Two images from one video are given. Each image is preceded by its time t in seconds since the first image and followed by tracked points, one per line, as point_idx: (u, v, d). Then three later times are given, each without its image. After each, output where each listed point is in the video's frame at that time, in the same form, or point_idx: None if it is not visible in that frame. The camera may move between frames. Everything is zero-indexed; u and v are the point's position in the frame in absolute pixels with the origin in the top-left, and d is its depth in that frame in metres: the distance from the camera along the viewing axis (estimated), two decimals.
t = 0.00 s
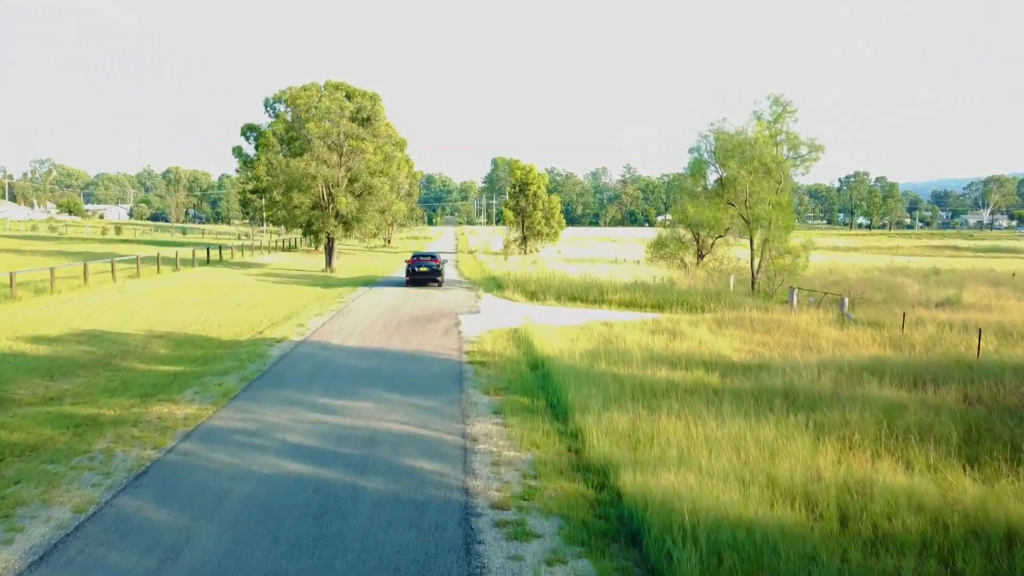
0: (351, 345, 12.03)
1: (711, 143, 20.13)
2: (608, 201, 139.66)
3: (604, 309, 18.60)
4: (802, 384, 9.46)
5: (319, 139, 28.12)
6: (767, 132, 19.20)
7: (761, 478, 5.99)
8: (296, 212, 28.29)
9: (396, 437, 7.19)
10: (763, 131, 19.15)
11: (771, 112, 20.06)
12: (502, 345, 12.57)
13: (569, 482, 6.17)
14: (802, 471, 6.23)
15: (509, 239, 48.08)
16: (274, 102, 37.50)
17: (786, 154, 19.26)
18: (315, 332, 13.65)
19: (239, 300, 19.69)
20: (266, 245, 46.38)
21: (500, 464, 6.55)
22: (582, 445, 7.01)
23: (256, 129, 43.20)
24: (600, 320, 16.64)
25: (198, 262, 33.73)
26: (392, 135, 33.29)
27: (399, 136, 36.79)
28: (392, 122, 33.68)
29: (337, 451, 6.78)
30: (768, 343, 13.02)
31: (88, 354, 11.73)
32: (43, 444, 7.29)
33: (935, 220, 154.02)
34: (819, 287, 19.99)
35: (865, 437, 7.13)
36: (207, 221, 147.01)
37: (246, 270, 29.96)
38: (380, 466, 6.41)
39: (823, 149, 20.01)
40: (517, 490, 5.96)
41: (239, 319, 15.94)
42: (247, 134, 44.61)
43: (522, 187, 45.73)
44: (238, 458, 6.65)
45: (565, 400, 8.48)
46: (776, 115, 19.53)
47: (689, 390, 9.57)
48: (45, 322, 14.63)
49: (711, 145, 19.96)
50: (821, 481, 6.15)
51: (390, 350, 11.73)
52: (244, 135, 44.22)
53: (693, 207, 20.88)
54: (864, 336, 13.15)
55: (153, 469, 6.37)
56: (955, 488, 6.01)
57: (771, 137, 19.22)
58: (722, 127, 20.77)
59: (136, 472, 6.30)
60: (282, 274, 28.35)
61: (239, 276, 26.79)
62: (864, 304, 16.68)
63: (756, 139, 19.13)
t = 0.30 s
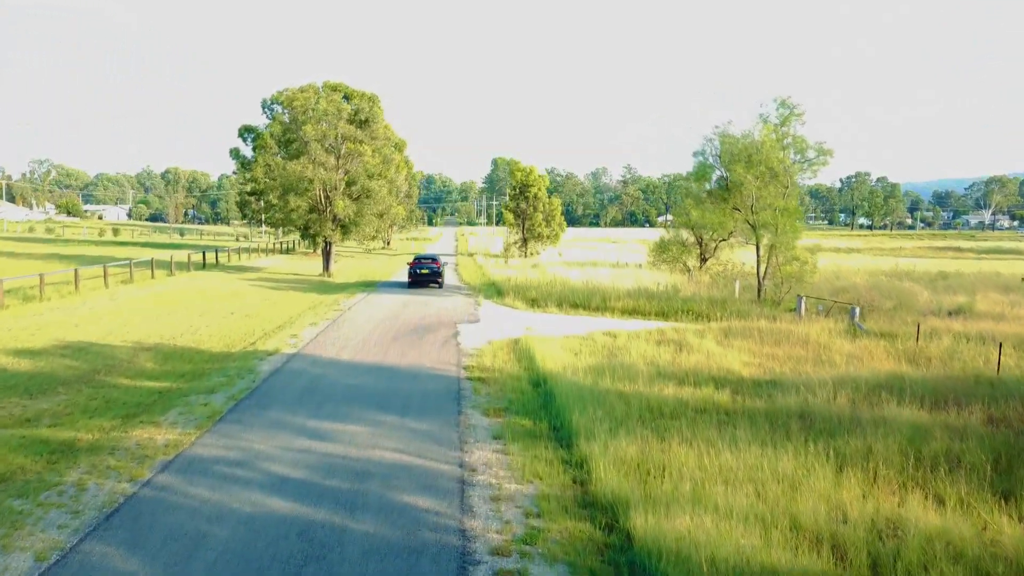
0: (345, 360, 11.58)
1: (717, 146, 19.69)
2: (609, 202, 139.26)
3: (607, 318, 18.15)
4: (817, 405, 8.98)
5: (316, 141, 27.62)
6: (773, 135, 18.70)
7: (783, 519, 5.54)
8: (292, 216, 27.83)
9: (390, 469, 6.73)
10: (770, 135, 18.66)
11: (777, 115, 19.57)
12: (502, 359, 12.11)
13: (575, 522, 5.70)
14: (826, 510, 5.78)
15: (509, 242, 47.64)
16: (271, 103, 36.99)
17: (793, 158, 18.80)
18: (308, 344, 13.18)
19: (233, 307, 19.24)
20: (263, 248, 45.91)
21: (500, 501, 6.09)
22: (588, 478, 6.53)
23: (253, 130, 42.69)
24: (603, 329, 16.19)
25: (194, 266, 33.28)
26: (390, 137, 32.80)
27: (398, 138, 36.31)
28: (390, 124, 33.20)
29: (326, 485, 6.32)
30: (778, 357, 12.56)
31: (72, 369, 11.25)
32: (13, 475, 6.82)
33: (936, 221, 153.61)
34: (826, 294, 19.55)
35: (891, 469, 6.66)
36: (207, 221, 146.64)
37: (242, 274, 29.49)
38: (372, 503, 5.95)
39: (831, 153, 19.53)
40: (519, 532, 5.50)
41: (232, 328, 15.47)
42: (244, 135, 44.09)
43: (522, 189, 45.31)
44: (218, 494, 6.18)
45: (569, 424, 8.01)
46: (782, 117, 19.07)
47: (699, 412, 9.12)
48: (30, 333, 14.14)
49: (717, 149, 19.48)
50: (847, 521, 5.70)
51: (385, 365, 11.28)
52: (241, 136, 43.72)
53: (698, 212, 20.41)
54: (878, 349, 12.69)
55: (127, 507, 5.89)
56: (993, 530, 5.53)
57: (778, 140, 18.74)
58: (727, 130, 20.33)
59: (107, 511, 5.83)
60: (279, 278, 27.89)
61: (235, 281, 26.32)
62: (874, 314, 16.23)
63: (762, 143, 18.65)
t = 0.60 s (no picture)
0: (339, 376, 11.11)
1: (722, 150, 19.18)
2: (609, 202, 138.85)
3: (609, 326, 17.68)
4: (835, 427, 8.50)
5: (313, 144, 27.05)
6: (781, 139, 18.16)
7: (808, 568, 5.06)
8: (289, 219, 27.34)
9: (381, 505, 6.24)
10: (778, 139, 18.13)
11: (784, 118, 19.06)
12: (502, 374, 11.63)
13: (582, 570, 5.21)
14: (854, 556, 5.29)
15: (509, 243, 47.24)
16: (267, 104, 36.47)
17: (801, 162, 18.28)
18: (301, 357, 12.71)
19: (226, 315, 18.76)
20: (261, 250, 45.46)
21: (500, 545, 5.60)
22: (594, 517, 6.05)
23: (250, 131, 42.17)
24: (606, 339, 15.73)
25: (189, 269, 32.79)
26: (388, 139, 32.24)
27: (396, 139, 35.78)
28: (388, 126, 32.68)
29: (311, 525, 5.84)
30: (789, 372, 12.08)
31: (52, 387, 10.75)
32: None
33: (937, 221, 153.34)
34: (834, 302, 19.09)
35: (920, 506, 6.16)
36: (205, 221, 146.11)
37: (238, 279, 29.00)
38: (361, 546, 5.48)
39: (839, 156, 19.00)
40: None
41: (223, 339, 14.99)
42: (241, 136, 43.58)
43: (522, 191, 44.96)
44: (195, 535, 5.71)
45: (573, 453, 7.54)
46: (790, 121, 18.55)
47: (710, 436, 8.64)
48: (13, 345, 13.66)
49: (723, 153, 18.97)
50: (876, 568, 5.22)
51: (380, 382, 10.82)
52: (238, 138, 43.20)
53: (703, 218, 19.89)
54: (893, 363, 12.21)
55: (94, 552, 5.41)
56: None
57: (786, 144, 18.20)
58: (733, 133, 19.83)
59: (72, 556, 5.34)
60: (275, 283, 27.40)
61: (230, 286, 25.83)
62: (885, 325, 15.75)
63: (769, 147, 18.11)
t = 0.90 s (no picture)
0: (332, 391, 10.69)
1: (727, 154, 18.74)
2: (610, 202, 138.49)
3: (612, 335, 17.25)
4: (853, 452, 8.04)
5: (309, 147, 26.66)
6: (788, 143, 17.70)
7: None
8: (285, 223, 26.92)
9: (372, 544, 5.80)
10: (785, 143, 17.66)
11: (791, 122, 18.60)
12: (502, 389, 11.20)
13: None
14: None
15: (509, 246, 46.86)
16: (264, 105, 36.05)
17: (807, 167, 17.84)
18: (293, 371, 12.26)
19: (219, 323, 18.31)
20: (259, 253, 45.03)
21: None
22: (602, 558, 5.61)
23: (247, 133, 41.70)
24: (608, 349, 15.30)
25: (185, 273, 32.35)
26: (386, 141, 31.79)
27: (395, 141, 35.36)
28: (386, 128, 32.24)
29: (295, 568, 5.42)
30: (800, 387, 11.63)
31: (33, 404, 10.29)
32: None
33: (939, 221, 152.92)
34: (842, 310, 18.65)
35: (951, 545, 5.72)
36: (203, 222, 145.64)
37: (234, 283, 28.56)
38: None
39: (847, 161, 18.52)
40: None
41: (214, 350, 14.54)
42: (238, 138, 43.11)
43: (522, 193, 44.63)
44: None
45: (578, 482, 7.10)
46: (796, 124, 18.10)
47: (721, 460, 8.20)
48: None
49: (728, 158, 18.52)
50: None
51: (375, 398, 10.39)
52: (235, 139, 42.71)
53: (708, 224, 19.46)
54: (907, 377, 11.76)
55: None
56: None
57: (793, 148, 17.74)
58: (738, 137, 19.39)
59: None
60: (271, 288, 26.95)
61: (225, 291, 25.40)
62: (896, 334, 15.31)
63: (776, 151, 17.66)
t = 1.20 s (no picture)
0: (325, 410, 10.24)
1: (733, 159, 18.18)
2: (610, 203, 138.04)
3: (615, 345, 16.80)
4: (874, 480, 7.59)
5: (306, 150, 26.20)
6: (795, 147, 17.22)
7: None
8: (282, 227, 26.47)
9: None
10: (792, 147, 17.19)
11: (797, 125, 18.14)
12: (502, 406, 10.76)
13: None
14: None
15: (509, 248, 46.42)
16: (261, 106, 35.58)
17: (815, 171, 17.37)
18: (285, 386, 11.81)
19: (211, 330, 17.85)
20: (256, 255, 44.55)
21: None
22: None
23: (244, 134, 41.19)
24: (612, 361, 14.86)
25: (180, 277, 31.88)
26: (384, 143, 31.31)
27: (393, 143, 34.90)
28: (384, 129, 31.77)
29: None
30: (812, 403, 11.19)
31: (11, 424, 9.83)
32: None
33: (940, 222, 152.51)
34: (849, 318, 18.22)
35: None
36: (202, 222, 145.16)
37: (230, 288, 28.10)
38: None
39: (856, 165, 18.05)
40: None
41: (205, 362, 14.09)
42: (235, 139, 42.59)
43: (522, 196, 44.16)
44: None
45: (582, 517, 6.65)
46: (804, 128, 17.64)
47: (733, 488, 7.76)
48: None
49: (733, 162, 18.04)
50: None
51: (370, 417, 9.96)
52: (232, 141, 42.24)
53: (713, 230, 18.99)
54: (923, 393, 11.32)
55: None
56: None
57: (801, 151, 17.27)
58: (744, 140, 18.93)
59: None
60: (268, 293, 26.50)
61: (220, 297, 24.93)
62: (908, 346, 14.86)
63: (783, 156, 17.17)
